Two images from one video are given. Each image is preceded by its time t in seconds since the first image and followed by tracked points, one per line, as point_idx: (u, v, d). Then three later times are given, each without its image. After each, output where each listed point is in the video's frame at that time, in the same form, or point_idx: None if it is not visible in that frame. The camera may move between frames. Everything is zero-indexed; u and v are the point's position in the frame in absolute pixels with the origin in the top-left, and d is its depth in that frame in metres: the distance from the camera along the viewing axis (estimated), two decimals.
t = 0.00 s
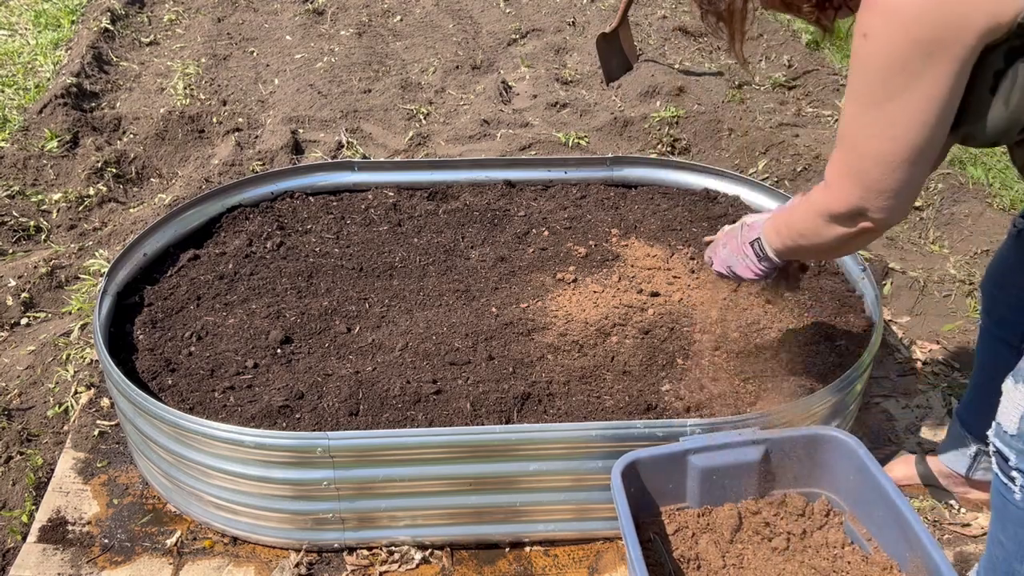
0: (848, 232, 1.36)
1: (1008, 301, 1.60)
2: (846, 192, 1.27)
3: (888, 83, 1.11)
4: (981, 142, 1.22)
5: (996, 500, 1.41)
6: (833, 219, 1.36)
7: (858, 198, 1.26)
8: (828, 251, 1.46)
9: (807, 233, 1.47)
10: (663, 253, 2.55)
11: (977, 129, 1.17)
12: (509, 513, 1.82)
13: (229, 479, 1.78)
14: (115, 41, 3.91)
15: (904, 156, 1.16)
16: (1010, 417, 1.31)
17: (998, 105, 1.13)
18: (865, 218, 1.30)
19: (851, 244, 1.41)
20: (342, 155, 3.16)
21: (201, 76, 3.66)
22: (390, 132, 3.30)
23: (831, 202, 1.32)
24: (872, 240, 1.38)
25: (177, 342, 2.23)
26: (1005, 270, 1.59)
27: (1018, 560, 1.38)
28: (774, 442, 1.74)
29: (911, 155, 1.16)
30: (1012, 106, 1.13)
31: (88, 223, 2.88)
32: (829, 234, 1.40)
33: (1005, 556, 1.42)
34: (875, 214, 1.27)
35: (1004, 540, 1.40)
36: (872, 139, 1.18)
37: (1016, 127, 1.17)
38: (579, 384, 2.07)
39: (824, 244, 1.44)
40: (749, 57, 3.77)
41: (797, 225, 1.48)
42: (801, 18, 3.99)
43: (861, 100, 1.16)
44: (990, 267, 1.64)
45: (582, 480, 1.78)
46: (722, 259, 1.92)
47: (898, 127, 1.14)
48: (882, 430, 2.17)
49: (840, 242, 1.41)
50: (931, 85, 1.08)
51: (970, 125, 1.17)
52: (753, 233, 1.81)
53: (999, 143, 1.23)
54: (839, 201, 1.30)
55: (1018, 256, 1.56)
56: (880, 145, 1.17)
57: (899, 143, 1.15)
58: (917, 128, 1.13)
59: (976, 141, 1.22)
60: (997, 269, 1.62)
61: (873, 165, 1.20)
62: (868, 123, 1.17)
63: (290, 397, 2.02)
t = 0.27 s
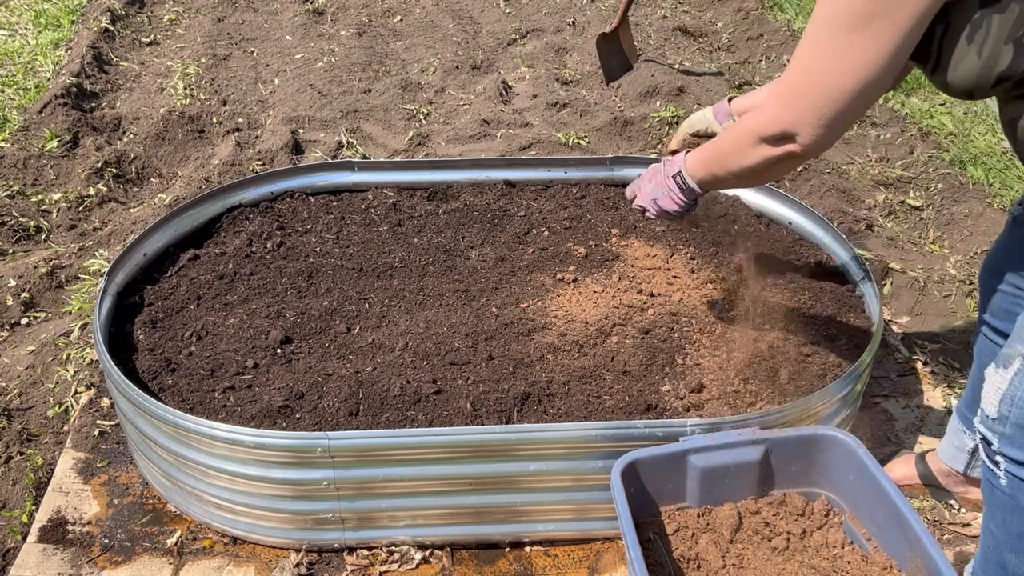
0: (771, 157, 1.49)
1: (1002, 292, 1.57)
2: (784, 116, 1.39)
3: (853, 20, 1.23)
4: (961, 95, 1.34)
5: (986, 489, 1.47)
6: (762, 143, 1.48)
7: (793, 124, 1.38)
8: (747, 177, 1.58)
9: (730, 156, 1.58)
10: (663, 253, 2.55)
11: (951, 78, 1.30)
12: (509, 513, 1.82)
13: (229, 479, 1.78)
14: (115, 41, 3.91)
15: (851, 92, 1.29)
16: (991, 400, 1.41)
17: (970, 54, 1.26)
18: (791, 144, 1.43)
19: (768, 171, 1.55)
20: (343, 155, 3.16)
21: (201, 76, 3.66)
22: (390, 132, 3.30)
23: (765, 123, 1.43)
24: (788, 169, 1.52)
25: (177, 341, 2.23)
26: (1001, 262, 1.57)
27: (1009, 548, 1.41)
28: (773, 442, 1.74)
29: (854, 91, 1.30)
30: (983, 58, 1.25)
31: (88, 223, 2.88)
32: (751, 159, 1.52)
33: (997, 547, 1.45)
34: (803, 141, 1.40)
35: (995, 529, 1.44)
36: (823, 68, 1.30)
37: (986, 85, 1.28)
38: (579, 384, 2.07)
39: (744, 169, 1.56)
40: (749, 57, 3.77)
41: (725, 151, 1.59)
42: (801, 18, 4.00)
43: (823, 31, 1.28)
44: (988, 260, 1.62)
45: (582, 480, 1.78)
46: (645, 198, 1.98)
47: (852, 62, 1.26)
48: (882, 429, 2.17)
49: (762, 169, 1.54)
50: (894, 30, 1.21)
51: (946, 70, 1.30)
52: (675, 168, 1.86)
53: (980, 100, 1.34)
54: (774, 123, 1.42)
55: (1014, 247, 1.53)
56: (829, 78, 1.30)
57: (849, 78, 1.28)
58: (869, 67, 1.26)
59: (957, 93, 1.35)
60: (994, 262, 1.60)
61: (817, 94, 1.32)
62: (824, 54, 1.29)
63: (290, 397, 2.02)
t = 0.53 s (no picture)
0: (732, 115, 1.45)
1: (997, 287, 1.57)
2: (756, 67, 1.35)
3: None
4: (953, 73, 1.33)
5: (984, 482, 1.47)
6: (722, 98, 1.44)
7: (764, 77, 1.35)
8: (700, 140, 1.53)
9: (684, 117, 1.52)
10: (663, 253, 2.55)
11: (939, 54, 1.29)
12: (509, 513, 1.82)
13: (230, 479, 1.78)
14: (115, 42, 3.92)
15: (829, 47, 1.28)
16: (986, 394, 1.40)
17: (958, 29, 1.24)
18: (757, 99, 1.39)
19: (721, 130, 1.50)
20: (343, 155, 3.16)
21: (201, 76, 3.66)
22: (390, 132, 3.30)
23: (732, 76, 1.39)
24: (739, 130, 1.49)
25: (177, 341, 2.23)
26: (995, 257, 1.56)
27: (1008, 542, 1.42)
28: (773, 442, 1.74)
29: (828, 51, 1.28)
30: (971, 33, 1.23)
31: (88, 223, 2.88)
32: (709, 119, 1.47)
33: (996, 542, 1.46)
34: (771, 95, 1.37)
35: (993, 522, 1.45)
36: (806, 20, 1.28)
37: (973, 62, 1.26)
38: (579, 384, 2.07)
39: (699, 129, 1.50)
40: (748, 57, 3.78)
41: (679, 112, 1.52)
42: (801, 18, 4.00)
43: None
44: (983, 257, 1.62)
45: (582, 480, 1.78)
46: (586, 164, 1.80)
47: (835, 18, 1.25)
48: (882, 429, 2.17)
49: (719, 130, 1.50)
50: None
51: (933, 45, 1.30)
52: (624, 139, 1.70)
53: (971, 78, 1.32)
54: (743, 76, 1.37)
55: (1009, 242, 1.53)
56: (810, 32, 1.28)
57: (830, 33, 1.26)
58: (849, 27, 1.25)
59: (948, 71, 1.33)
60: (989, 257, 1.59)
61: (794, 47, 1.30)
62: (809, 7, 1.27)
63: (290, 397, 2.02)
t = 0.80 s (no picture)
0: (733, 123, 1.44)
1: (996, 287, 1.56)
2: (752, 74, 1.34)
3: None
4: (950, 72, 1.32)
5: (984, 482, 1.47)
6: (722, 106, 1.43)
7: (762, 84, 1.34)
8: (704, 155, 1.53)
9: (685, 129, 1.52)
10: (663, 253, 2.55)
11: (935, 55, 1.29)
12: (509, 513, 1.82)
13: (230, 479, 1.78)
14: (115, 42, 3.92)
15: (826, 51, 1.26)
16: (985, 393, 1.40)
17: (953, 30, 1.24)
18: (755, 106, 1.38)
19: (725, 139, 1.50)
20: (343, 155, 3.16)
21: (201, 76, 3.66)
22: (390, 132, 3.30)
23: (731, 84, 1.38)
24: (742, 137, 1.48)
25: (177, 342, 2.23)
26: (994, 258, 1.56)
27: (1009, 541, 1.42)
28: (773, 442, 1.74)
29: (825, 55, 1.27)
30: (967, 33, 1.23)
31: (88, 223, 2.88)
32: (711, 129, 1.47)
33: (996, 541, 1.46)
34: (770, 101, 1.36)
35: (993, 522, 1.45)
36: (801, 26, 1.26)
37: (970, 62, 1.26)
38: (579, 384, 2.07)
39: (701, 140, 1.50)
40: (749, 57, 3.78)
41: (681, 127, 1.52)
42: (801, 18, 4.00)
43: None
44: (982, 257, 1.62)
45: (582, 480, 1.78)
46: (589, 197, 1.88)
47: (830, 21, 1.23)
48: (882, 429, 2.17)
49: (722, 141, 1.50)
50: None
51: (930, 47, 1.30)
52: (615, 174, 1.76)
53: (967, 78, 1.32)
54: (741, 83, 1.37)
55: (1008, 241, 1.53)
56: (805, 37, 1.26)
57: (826, 38, 1.25)
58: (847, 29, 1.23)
59: (945, 71, 1.33)
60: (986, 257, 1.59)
61: (789, 54, 1.29)
62: (805, 11, 1.26)
63: (290, 397, 2.02)
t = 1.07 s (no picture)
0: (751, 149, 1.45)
1: (995, 288, 1.57)
2: (764, 96, 1.36)
3: None
4: (951, 78, 1.32)
5: (984, 482, 1.47)
6: (739, 131, 1.44)
7: (775, 106, 1.35)
8: (725, 182, 1.53)
9: (706, 159, 1.53)
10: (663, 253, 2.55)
11: (935, 62, 1.29)
12: (509, 513, 1.82)
13: (230, 479, 1.78)
14: (115, 42, 3.92)
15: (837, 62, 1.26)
16: (986, 394, 1.40)
17: (954, 35, 1.24)
18: (772, 127, 1.39)
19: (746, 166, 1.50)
20: (343, 155, 3.16)
21: (201, 76, 3.66)
22: (390, 132, 3.30)
23: (745, 108, 1.40)
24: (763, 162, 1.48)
25: (177, 341, 2.23)
26: (994, 258, 1.56)
27: (1010, 541, 1.42)
28: (773, 442, 1.74)
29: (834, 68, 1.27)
30: (968, 38, 1.23)
31: (88, 223, 2.88)
32: (730, 156, 1.48)
33: (997, 541, 1.46)
34: (785, 120, 1.36)
35: (994, 522, 1.45)
36: (807, 42, 1.27)
37: (972, 67, 1.26)
38: (579, 384, 2.07)
39: (722, 168, 1.51)
40: (748, 57, 3.78)
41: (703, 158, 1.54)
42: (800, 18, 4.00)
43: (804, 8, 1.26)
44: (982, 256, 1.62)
45: (582, 480, 1.78)
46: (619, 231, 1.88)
47: (835, 33, 1.24)
48: (882, 429, 2.17)
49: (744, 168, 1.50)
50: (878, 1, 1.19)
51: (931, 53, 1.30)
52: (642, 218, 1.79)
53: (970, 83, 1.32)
54: (755, 106, 1.38)
55: (1006, 242, 1.53)
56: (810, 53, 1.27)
57: (832, 49, 1.25)
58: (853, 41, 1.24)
59: (947, 77, 1.33)
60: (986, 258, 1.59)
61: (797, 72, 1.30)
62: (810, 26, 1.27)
63: (290, 397, 2.02)
